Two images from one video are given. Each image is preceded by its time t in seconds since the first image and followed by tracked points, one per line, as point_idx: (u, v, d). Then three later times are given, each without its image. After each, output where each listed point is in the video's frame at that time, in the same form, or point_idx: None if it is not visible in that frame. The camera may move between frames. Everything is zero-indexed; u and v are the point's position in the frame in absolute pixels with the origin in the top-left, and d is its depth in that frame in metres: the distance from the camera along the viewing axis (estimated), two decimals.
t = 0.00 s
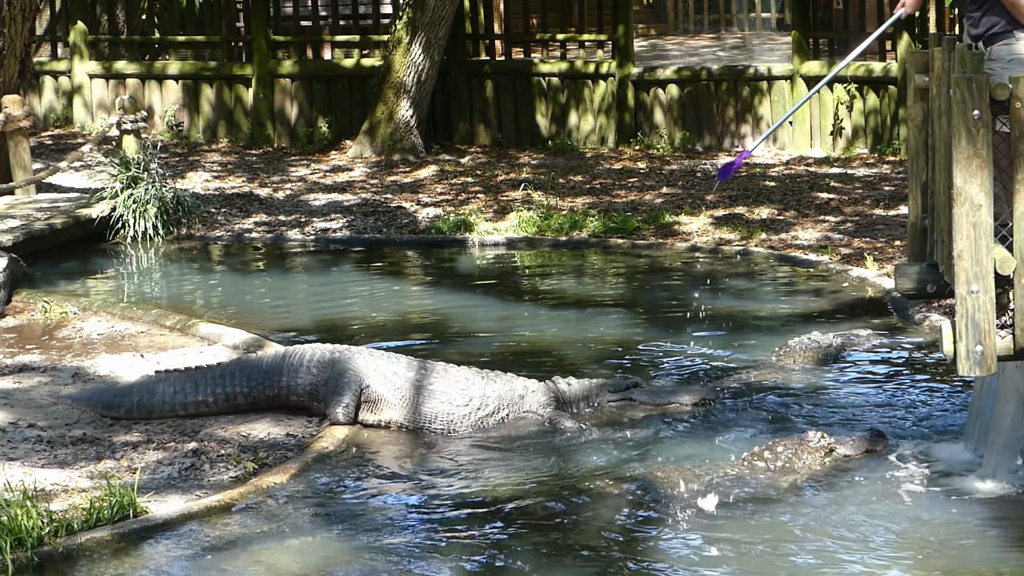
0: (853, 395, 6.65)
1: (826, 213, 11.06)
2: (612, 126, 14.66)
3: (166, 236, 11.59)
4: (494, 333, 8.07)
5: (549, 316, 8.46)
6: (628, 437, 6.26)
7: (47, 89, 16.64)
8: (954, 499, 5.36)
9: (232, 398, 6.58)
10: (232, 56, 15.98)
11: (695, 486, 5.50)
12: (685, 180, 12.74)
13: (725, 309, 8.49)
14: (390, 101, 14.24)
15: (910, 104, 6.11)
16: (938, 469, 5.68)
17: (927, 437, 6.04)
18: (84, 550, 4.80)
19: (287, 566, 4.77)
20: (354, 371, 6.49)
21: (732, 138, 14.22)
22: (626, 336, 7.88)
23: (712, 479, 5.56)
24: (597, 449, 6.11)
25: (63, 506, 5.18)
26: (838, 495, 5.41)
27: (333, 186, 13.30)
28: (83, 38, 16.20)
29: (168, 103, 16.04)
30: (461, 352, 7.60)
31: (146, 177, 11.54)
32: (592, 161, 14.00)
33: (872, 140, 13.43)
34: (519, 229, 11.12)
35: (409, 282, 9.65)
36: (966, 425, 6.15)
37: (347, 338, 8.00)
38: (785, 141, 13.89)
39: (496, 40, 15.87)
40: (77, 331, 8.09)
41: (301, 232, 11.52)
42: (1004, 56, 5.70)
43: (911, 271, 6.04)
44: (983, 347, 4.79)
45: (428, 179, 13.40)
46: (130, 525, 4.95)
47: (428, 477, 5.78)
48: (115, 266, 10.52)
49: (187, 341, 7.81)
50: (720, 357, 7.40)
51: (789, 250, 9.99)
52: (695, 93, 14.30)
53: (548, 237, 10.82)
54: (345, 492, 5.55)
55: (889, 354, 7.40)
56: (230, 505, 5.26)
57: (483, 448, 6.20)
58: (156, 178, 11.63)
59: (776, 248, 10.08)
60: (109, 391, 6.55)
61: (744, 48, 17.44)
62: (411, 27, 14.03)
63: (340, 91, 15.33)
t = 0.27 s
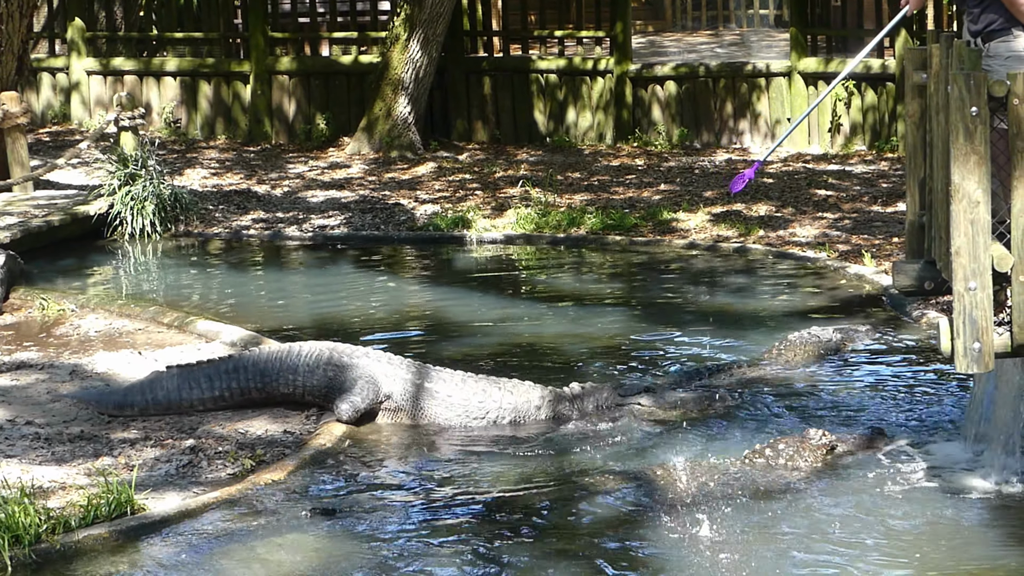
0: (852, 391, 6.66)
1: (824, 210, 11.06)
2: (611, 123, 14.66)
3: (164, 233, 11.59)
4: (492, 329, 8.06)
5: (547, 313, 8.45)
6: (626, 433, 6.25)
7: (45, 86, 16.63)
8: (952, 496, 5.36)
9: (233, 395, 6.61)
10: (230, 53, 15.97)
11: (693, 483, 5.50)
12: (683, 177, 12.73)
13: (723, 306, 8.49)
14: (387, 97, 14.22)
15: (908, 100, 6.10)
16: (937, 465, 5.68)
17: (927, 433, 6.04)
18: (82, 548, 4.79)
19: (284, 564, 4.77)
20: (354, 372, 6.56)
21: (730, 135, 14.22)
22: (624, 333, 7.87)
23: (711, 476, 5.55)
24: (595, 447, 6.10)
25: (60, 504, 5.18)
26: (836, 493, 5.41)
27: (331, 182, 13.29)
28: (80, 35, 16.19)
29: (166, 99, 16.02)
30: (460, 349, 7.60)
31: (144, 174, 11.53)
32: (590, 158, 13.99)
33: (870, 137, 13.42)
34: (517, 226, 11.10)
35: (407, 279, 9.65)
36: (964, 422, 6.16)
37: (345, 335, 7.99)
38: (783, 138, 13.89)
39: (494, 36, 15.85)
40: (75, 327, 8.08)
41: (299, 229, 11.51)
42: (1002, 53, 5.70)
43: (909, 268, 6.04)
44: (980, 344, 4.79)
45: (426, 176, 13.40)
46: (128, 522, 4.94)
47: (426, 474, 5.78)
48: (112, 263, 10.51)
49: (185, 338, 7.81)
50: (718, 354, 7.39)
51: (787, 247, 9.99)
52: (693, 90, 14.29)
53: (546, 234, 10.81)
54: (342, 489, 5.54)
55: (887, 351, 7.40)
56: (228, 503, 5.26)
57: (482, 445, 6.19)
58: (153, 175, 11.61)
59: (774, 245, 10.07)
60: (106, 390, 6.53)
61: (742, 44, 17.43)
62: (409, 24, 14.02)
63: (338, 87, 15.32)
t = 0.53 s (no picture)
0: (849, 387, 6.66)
1: (821, 205, 11.07)
2: (607, 119, 14.63)
3: (160, 230, 11.58)
4: (490, 326, 8.06)
5: (544, 308, 8.46)
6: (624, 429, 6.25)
7: (41, 83, 16.61)
8: (950, 490, 5.37)
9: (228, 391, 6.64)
10: (226, 49, 15.97)
11: (690, 479, 5.50)
12: (680, 172, 12.74)
13: (720, 301, 8.50)
14: (384, 94, 14.22)
15: (904, 95, 6.10)
16: (936, 460, 5.69)
17: (924, 429, 6.05)
18: (80, 544, 4.81)
19: (282, 561, 4.78)
20: (347, 375, 6.59)
21: (727, 131, 14.23)
22: (621, 328, 7.88)
23: (708, 471, 5.56)
24: (594, 443, 6.10)
25: (58, 500, 5.19)
26: (833, 488, 5.42)
27: (328, 179, 13.29)
28: (77, 31, 16.15)
29: (162, 96, 16.01)
30: (457, 346, 7.59)
31: (141, 171, 11.52)
32: (587, 154, 14.00)
33: (866, 132, 13.43)
34: (514, 222, 11.11)
35: (404, 275, 9.65)
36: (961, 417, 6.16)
37: (342, 331, 7.99)
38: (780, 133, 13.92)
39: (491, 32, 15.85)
40: (72, 324, 8.08)
41: (296, 226, 11.52)
42: (998, 49, 5.71)
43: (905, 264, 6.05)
44: (978, 338, 4.79)
45: (423, 172, 13.40)
46: (125, 519, 4.96)
47: (423, 470, 5.78)
48: (109, 259, 10.51)
49: (182, 334, 7.81)
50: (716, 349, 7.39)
51: (784, 242, 10.00)
52: (689, 86, 14.31)
53: (543, 230, 10.82)
54: (340, 486, 5.55)
55: (883, 346, 7.41)
56: (226, 499, 5.27)
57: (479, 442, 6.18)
58: (150, 172, 11.61)
59: (771, 241, 10.08)
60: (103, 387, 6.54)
61: (738, 40, 17.43)
62: (406, 20, 14.01)
63: (334, 84, 15.32)
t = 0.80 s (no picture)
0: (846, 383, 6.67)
1: (818, 202, 11.07)
2: (604, 116, 14.64)
3: (158, 227, 11.58)
4: (487, 322, 8.07)
5: (541, 306, 8.46)
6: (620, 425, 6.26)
7: (38, 81, 16.60)
8: (948, 487, 5.37)
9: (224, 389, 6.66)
10: (224, 47, 15.96)
11: (687, 476, 5.52)
12: (677, 169, 12.74)
13: (717, 298, 8.51)
14: (382, 91, 14.22)
15: (901, 93, 6.11)
16: (933, 457, 5.69)
17: (922, 425, 6.05)
18: (77, 541, 4.82)
19: (279, 557, 4.79)
20: (343, 371, 6.58)
21: (724, 128, 14.23)
22: (618, 325, 7.89)
23: (706, 468, 5.57)
24: (591, 440, 6.10)
25: (56, 497, 5.20)
26: (830, 484, 5.43)
27: (325, 176, 13.29)
28: (74, 29, 16.13)
29: (159, 93, 16.00)
30: (454, 344, 7.59)
31: (138, 168, 11.52)
32: (584, 151, 14.00)
33: (864, 129, 13.44)
34: (511, 219, 11.12)
35: (402, 272, 9.65)
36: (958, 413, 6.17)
37: (339, 328, 8.00)
38: (777, 130, 13.93)
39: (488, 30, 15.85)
40: (70, 322, 8.09)
41: (293, 223, 11.52)
42: (995, 45, 5.72)
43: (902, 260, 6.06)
44: (975, 335, 4.79)
45: (420, 169, 13.40)
46: (123, 516, 4.97)
47: (421, 467, 5.78)
48: (107, 257, 10.51)
49: (180, 332, 7.81)
50: (712, 346, 7.40)
51: (781, 239, 10.01)
52: (687, 82, 14.30)
53: (540, 227, 10.83)
54: (338, 481, 5.56)
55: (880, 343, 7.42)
56: (223, 496, 5.27)
57: (475, 439, 6.18)
58: (148, 169, 11.61)
59: (768, 237, 10.09)
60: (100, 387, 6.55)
61: (735, 37, 17.44)
62: (403, 17, 14.00)
63: (332, 81, 15.31)
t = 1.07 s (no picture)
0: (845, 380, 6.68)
1: (817, 199, 11.08)
2: (602, 114, 14.65)
3: (156, 225, 11.58)
4: (486, 320, 8.08)
5: (540, 304, 8.47)
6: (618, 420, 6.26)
7: (37, 79, 16.60)
8: (946, 484, 5.38)
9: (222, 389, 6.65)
10: (222, 45, 15.96)
11: (686, 474, 5.52)
12: (675, 167, 12.75)
13: (715, 295, 8.51)
14: (380, 89, 14.22)
15: (899, 90, 6.11)
16: (932, 455, 5.69)
17: (920, 423, 6.05)
18: (76, 540, 4.80)
19: (278, 557, 4.79)
20: (344, 372, 6.59)
21: (722, 125, 14.24)
22: (617, 323, 7.89)
23: (704, 466, 5.58)
24: (589, 438, 6.11)
25: (55, 496, 5.20)
26: (829, 481, 5.44)
27: (324, 174, 13.29)
28: (72, 28, 16.13)
29: (158, 92, 16.00)
30: (453, 342, 7.60)
31: (136, 167, 11.52)
32: (583, 149, 14.00)
33: (862, 127, 13.45)
34: (510, 217, 11.12)
35: (401, 270, 9.66)
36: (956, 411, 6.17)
37: (338, 326, 8.01)
38: (775, 128, 13.94)
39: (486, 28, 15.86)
40: (68, 320, 8.09)
41: (292, 221, 11.52)
42: (993, 43, 5.72)
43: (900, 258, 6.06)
44: (974, 333, 4.81)
45: (419, 167, 13.41)
46: (122, 514, 4.96)
47: (421, 465, 5.79)
48: (106, 256, 10.51)
49: (179, 330, 7.82)
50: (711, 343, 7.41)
51: (779, 236, 10.01)
52: (685, 80, 14.27)
53: (539, 224, 10.83)
54: (337, 479, 5.56)
55: (878, 339, 7.43)
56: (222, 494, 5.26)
57: (474, 437, 6.18)
58: (146, 168, 11.60)
59: (767, 235, 10.10)
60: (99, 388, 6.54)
61: (733, 35, 17.44)
62: (401, 15, 14.00)
63: (330, 79, 15.30)
